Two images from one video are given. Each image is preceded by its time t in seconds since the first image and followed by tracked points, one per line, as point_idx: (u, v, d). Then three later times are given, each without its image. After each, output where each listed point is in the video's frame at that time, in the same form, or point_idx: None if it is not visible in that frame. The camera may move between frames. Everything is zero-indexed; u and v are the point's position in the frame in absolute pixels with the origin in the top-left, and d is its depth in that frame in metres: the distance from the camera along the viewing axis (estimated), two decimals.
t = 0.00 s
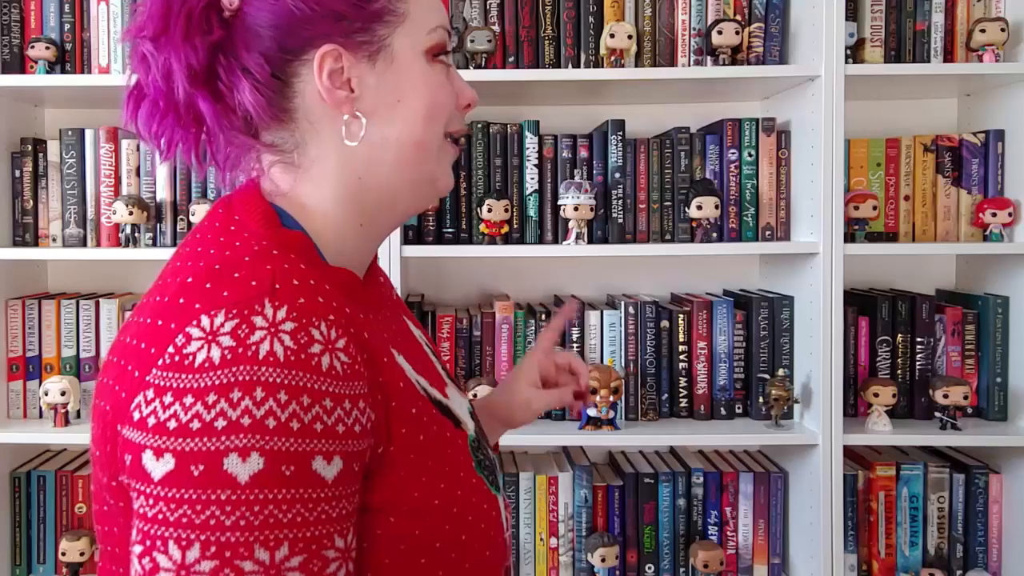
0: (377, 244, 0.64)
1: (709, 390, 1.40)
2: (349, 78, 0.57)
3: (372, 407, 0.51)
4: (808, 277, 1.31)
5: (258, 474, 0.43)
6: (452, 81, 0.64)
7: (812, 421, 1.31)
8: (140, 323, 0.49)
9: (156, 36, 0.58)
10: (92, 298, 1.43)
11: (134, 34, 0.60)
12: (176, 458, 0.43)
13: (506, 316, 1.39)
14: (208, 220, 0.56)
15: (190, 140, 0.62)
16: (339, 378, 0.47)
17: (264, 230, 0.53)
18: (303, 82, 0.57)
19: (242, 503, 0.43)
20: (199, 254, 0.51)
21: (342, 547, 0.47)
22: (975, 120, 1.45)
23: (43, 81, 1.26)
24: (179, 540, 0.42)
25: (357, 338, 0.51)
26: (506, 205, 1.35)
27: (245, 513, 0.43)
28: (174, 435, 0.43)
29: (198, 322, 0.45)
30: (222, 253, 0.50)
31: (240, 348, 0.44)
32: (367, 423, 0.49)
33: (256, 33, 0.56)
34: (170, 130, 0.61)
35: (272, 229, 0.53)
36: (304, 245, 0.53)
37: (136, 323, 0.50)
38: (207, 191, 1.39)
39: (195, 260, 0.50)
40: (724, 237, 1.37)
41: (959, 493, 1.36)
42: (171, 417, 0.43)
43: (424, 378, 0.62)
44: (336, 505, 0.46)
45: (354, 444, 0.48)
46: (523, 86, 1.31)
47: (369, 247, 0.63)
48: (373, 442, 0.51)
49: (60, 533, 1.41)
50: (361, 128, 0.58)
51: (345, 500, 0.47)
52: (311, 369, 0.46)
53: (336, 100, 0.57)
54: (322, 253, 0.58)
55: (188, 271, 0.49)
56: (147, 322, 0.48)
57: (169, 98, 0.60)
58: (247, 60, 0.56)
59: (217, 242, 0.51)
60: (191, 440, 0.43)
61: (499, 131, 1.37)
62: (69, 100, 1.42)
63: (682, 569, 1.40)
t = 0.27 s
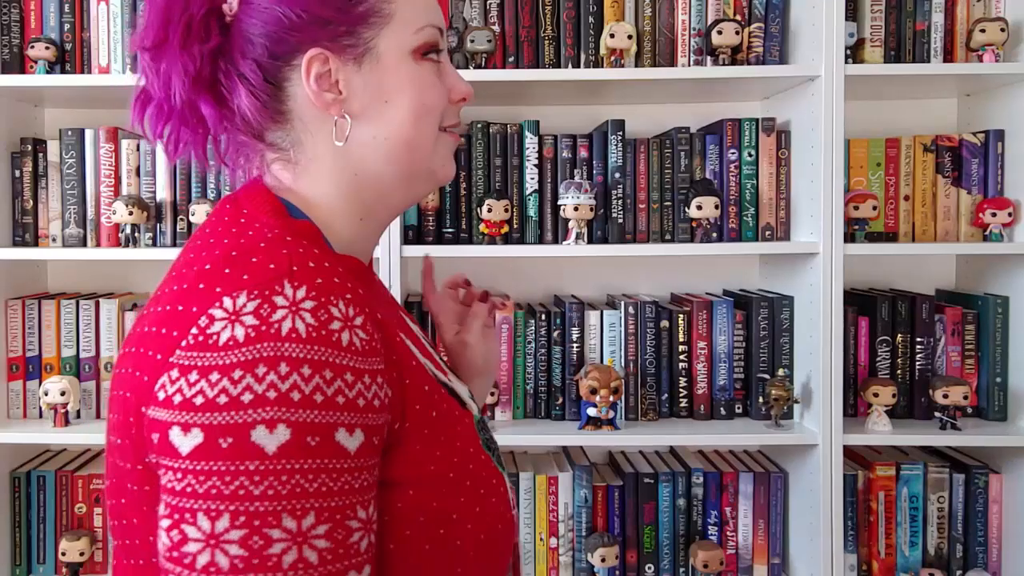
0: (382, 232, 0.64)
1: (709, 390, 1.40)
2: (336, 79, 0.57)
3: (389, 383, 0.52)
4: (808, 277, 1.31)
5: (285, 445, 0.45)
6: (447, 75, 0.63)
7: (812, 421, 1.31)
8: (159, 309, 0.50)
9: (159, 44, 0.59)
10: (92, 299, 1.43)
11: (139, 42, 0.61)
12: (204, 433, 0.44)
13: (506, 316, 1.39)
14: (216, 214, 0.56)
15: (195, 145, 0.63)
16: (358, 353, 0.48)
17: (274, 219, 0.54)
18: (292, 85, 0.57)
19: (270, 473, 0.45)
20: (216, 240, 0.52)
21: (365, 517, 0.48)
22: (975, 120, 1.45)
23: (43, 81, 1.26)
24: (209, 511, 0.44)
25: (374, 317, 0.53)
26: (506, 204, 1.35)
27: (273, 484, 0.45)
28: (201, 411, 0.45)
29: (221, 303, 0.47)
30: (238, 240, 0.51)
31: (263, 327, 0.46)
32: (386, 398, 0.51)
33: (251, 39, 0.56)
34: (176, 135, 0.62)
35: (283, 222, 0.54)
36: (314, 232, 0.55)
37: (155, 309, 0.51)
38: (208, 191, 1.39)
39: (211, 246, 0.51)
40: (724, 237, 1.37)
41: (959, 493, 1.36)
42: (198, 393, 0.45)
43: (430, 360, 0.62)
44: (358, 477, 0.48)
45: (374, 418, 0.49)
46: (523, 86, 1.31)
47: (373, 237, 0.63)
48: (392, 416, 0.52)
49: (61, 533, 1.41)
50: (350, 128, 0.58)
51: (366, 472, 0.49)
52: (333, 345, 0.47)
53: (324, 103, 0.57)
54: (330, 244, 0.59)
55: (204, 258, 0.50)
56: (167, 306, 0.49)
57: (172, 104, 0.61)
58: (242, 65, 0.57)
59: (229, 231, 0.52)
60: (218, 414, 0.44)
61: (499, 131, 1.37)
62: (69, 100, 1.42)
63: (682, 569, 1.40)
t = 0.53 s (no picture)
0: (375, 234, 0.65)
1: (709, 390, 1.40)
2: (358, 86, 0.57)
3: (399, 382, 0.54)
4: (808, 277, 1.31)
5: (314, 451, 0.46)
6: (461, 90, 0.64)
7: (812, 421, 1.31)
8: (163, 320, 0.50)
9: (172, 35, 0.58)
10: (92, 299, 1.43)
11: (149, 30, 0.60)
12: (231, 444, 0.45)
13: (506, 316, 1.39)
14: (208, 220, 0.56)
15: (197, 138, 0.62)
16: (373, 355, 0.50)
17: (274, 224, 0.54)
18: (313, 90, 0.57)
19: (301, 479, 0.46)
20: (219, 248, 0.52)
21: (389, 514, 0.50)
22: (975, 120, 1.45)
23: (42, 81, 1.26)
24: (242, 522, 0.45)
25: (380, 318, 0.54)
26: (506, 205, 1.35)
27: (305, 489, 0.46)
28: (228, 422, 0.45)
29: (236, 313, 0.47)
30: (243, 248, 0.51)
31: (281, 335, 0.47)
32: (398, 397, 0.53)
33: (270, 40, 0.56)
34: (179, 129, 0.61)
35: (284, 228, 0.54)
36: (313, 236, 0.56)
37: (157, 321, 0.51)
38: (207, 191, 1.39)
39: (215, 255, 0.51)
40: (724, 237, 1.37)
41: (959, 493, 1.36)
42: (221, 405, 0.46)
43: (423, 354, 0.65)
44: (381, 476, 0.50)
45: (391, 417, 0.51)
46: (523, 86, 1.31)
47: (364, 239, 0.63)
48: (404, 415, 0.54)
49: (61, 533, 1.41)
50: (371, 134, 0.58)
51: (388, 469, 0.51)
52: (350, 349, 0.48)
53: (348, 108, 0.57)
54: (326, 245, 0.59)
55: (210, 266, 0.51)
56: (174, 318, 0.49)
57: (178, 92, 0.59)
58: (261, 66, 0.56)
59: (229, 239, 0.52)
60: (246, 424, 0.45)
61: (499, 131, 1.37)
62: (69, 100, 1.42)
63: (682, 569, 1.40)
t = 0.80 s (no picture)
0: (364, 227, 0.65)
1: (709, 390, 1.40)
2: (364, 79, 0.57)
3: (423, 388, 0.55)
4: (808, 277, 1.31)
5: (359, 463, 0.47)
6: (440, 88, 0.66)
7: (812, 421, 1.31)
8: (180, 334, 0.49)
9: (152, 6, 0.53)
10: (92, 299, 1.43)
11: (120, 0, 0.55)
12: (276, 460, 0.45)
13: (506, 315, 1.39)
14: (211, 225, 0.55)
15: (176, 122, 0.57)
16: (403, 363, 0.51)
17: (282, 228, 0.54)
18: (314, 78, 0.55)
19: (348, 492, 0.47)
20: (233, 257, 0.51)
21: (424, 519, 0.52)
22: (975, 120, 1.45)
23: (42, 81, 1.26)
24: (292, 536, 0.45)
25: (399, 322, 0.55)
26: (506, 204, 1.35)
27: (352, 501, 0.47)
28: (272, 440, 0.45)
29: (269, 328, 0.47)
30: (261, 258, 0.50)
31: (318, 349, 0.47)
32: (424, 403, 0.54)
33: (272, 18, 0.53)
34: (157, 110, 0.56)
35: (291, 232, 0.53)
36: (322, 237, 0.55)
37: (172, 334, 0.50)
38: (207, 191, 1.39)
39: (232, 264, 0.50)
40: (724, 237, 1.37)
41: (959, 493, 1.36)
42: (263, 422, 0.46)
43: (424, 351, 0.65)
44: (416, 483, 0.51)
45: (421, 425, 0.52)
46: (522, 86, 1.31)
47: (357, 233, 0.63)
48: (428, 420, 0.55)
49: (61, 533, 1.41)
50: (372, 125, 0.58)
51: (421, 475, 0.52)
52: (383, 360, 0.49)
53: (351, 98, 0.57)
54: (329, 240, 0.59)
55: (229, 277, 0.49)
56: (196, 332, 0.48)
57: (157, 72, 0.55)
58: (262, 46, 0.53)
59: (242, 247, 0.51)
60: (290, 441, 0.46)
61: (499, 131, 1.37)
62: (69, 100, 1.42)
63: (682, 569, 1.40)
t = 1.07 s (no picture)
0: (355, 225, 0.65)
1: (709, 390, 1.40)
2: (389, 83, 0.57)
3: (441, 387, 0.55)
4: (808, 277, 1.31)
5: (392, 462, 0.47)
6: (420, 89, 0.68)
7: (812, 421, 1.31)
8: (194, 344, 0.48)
9: (199, 11, 0.50)
10: (92, 298, 1.43)
11: (151, 6, 0.51)
12: (310, 463, 0.45)
13: (506, 315, 1.39)
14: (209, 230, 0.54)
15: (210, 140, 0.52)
16: (424, 360, 0.51)
17: (286, 233, 0.53)
18: (355, 84, 0.55)
19: (384, 491, 0.47)
20: (244, 260, 0.50)
21: (450, 517, 0.52)
22: (975, 119, 1.45)
23: (42, 81, 1.26)
24: (330, 539, 0.45)
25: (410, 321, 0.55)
26: (506, 205, 1.35)
27: (389, 500, 0.47)
28: (304, 444, 0.45)
29: (293, 332, 0.47)
30: (274, 262, 0.50)
31: (344, 350, 0.47)
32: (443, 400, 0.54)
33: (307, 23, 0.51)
34: (188, 128, 0.52)
35: (296, 233, 0.53)
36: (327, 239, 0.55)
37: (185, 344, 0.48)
38: (207, 191, 1.39)
39: (244, 269, 0.49)
40: (724, 237, 1.37)
41: (959, 493, 1.36)
42: (295, 426, 0.45)
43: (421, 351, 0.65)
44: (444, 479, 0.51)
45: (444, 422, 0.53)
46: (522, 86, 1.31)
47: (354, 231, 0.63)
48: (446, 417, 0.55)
49: (61, 533, 1.41)
50: (391, 130, 0.60)
51: (446, 471, 0.52)
52: (407, 358, 0.50)
53: (380, 105, 0.57)
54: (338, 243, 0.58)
55: (244, 284, 0.48)
56: (212, 340, 0.47)
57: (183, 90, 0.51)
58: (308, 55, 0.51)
59: (251, 251, 0.50)
60: (323, 444, 0.45)
61: (499, 131, 1.37)
62: (69, 100, 1.42)
63: (682, 569, 1.40)
